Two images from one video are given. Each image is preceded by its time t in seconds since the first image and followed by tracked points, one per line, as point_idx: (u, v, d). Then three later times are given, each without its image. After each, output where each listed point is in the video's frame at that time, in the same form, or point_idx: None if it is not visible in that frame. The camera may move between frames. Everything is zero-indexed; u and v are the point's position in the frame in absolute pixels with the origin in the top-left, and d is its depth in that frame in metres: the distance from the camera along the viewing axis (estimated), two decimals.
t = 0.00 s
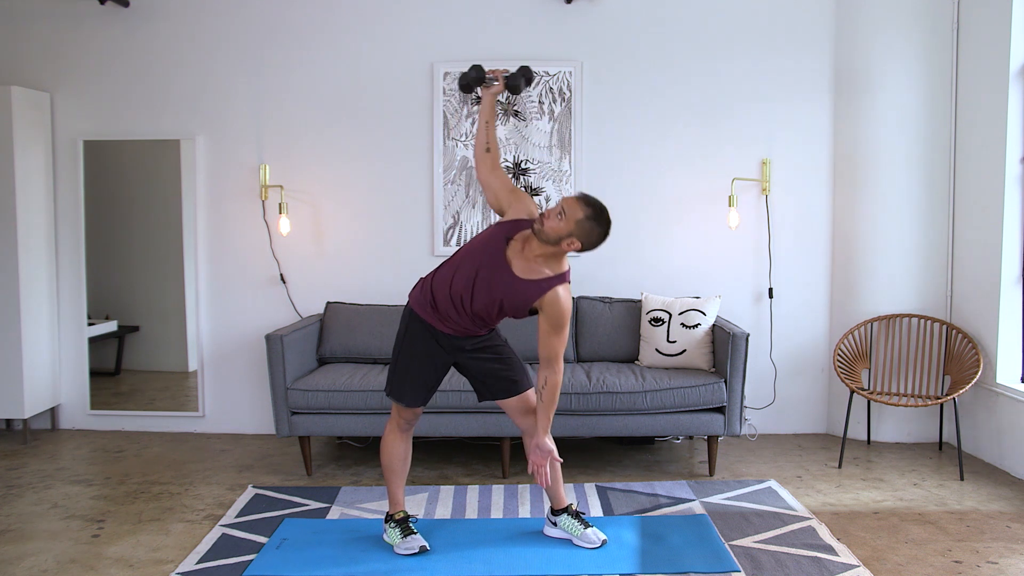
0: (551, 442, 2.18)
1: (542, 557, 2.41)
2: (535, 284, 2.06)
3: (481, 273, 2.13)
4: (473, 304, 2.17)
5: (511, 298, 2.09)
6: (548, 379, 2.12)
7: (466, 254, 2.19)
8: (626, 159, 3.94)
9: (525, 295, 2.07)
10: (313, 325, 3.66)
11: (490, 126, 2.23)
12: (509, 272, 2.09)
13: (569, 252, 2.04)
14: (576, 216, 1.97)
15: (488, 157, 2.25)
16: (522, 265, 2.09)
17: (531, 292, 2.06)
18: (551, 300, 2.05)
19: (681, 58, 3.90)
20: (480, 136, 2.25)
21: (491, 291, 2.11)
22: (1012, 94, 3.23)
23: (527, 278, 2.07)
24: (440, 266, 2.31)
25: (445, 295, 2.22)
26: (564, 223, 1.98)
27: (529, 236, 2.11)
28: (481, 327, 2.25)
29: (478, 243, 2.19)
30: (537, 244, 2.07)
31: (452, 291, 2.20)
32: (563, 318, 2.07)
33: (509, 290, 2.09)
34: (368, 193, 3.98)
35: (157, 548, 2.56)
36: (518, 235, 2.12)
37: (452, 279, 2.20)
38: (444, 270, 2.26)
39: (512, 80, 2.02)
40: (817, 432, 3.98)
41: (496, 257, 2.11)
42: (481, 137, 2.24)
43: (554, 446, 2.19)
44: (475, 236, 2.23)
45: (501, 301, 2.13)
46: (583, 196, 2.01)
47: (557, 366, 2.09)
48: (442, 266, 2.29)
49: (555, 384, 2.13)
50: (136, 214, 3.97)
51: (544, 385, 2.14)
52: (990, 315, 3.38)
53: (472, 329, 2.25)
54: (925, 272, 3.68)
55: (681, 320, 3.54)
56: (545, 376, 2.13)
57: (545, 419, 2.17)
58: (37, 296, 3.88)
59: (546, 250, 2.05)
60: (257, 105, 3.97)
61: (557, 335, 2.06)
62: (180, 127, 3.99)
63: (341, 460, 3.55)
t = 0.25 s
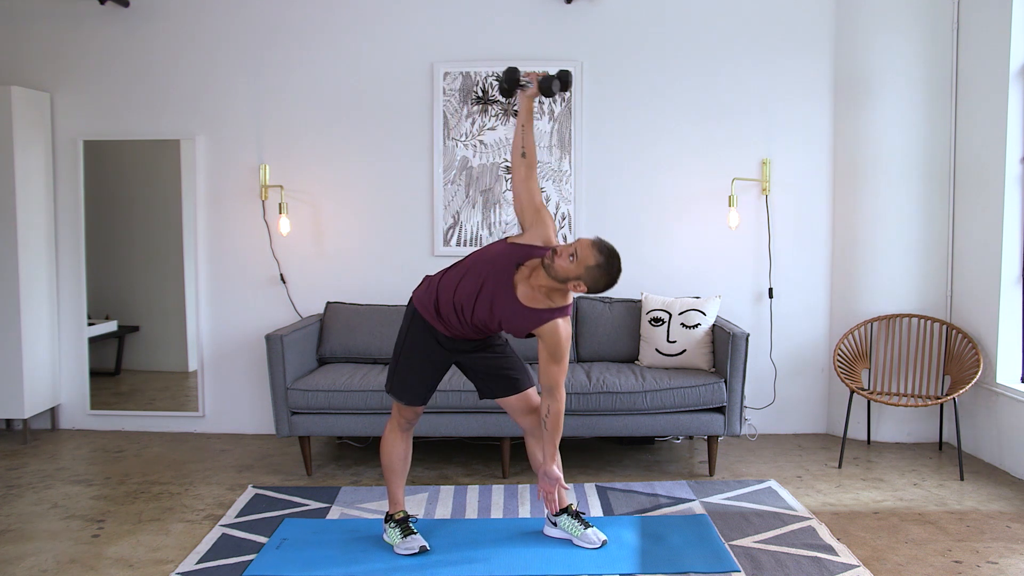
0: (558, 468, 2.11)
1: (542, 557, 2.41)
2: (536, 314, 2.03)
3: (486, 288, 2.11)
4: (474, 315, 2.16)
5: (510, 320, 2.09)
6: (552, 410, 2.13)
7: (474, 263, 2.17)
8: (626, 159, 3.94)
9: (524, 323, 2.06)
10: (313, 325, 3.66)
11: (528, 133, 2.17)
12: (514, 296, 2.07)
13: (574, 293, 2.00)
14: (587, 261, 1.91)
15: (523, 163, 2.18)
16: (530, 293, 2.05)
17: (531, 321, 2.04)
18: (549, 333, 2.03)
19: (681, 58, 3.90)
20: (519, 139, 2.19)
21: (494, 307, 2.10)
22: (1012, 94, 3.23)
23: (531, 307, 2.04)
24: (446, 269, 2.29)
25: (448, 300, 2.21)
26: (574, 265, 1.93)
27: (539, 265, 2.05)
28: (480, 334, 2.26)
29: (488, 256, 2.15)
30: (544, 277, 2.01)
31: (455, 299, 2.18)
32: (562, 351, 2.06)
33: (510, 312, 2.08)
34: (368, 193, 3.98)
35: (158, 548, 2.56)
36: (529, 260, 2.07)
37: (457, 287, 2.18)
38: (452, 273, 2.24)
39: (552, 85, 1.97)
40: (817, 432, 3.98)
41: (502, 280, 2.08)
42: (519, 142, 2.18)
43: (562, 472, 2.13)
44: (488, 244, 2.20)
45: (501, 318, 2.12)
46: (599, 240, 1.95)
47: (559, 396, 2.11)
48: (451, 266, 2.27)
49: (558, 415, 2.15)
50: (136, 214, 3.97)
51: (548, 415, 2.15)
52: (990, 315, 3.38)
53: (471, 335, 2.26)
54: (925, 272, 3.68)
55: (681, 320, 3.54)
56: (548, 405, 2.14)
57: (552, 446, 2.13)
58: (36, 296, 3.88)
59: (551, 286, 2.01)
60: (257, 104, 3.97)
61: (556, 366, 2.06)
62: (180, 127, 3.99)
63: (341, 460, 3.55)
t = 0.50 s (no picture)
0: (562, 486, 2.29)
1: (542, 557, 2.41)
2: (537, 334, 2.05)
3: (490, 302, 2.10)
4: (476, 325, 2.17)
5: (511, 336, 2.09)
6: (555, 428, 2.20)
7: (481, 271, 2.16)
8: (626, 159, 3.94)
9: (524, 342, 2.08)
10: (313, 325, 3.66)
11: (549, 146, 2.09)
12: (517, 314, 2.06)
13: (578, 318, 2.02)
14: (594, 294, 1.93)
15: (542, 178, 2.10)
16: (533, 313, 2.04)
17: (531, 341, 2.07)
18: (550, 355, 2.06)
19: (681, 58, 3.90)
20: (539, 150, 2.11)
21: (496, 321, 2.10)
22: (1012, 94, 3.23)
23: (532, 326, 2.05)
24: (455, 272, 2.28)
25: (452, 306, 2.21)
26: (581, 296, 1.94)
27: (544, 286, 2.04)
28: (482, 341, 2.27)
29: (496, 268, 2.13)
30: (548, 299, 2.02)
31: (459, 307, 2.18)
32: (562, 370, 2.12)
33: (512, 329, 2.08)
34: (368, 193, 3.98)
35: (158, 548, 2.56)
36: (536, 281, 2.05)
37: (462, 296, 2.17)
38: (459, 278, 2.23)
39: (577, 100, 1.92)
40: (817, 432, 3.98)
41: (507, 298, 2.07)
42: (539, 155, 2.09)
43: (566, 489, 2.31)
44: (499, 254, 2.18)
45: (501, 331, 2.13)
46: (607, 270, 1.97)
47: (560, 414, 2.18)
48: (460, 271, 2.26)
49: (561, 432, 2.22)
50: (136, 214, 3.97)
51: (550, 433, 2.22)
52: (990, 315, 3.38)
53: (472, 341, 2.27)
54: (925, 272, 3.68)
55: (681, 320, 3.54)
56: (550, 423, 2.22)
57: (555, 465, 2.22)
58: (36, 296, 3.88)
59: (555, 310, 2.02)
60: (257, 104, 3.97)
61: (556, 384, 2.14)
62: (181, 127, 3.99)
63: (341, 460, 3.55)
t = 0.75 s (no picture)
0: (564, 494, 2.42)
1: (542, 557, 2.41)
2: (538, 343, 2.07)
3: (494, 307, 2.09)
4: (478, 329, 2.17)
5: (513, 343, 2.10)
6: (555, 435, 2.28)
7: (486, 277, 2.15)
8: (626, 159, 3.94)
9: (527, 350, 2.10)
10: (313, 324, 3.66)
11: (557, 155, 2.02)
12: (520, 322, 2.06)
13: (579, 331, 2.04)
14: (600, 310, 1.95)
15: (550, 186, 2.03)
16: (535, 323, 2.04)
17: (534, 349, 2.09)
18: (554, 364, 2.13)
19: (681, 58, 3.90)
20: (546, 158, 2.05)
21: (498, 327, 2.10)
22: (1012, 94, 3.23)
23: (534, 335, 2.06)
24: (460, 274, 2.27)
25: (455, 309, 2.20)
26: (586, 311, 1.96)
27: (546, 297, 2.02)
28: (484, 344, 2.26)
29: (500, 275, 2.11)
30: (552, 311, 2.01)
31: (462, 311, 2.18)
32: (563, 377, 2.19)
33: (514, 336, 2.08)
34: (368, 193, 3.98)
35: (158, 548, 2.56)
36: (540, 292, 2.03)
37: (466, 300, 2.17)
38: (464, 281, 2.23)
39: (586, 106, 1.90)
40: (817, 432, 3.98)
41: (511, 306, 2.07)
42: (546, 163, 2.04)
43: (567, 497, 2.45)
44: (505, 260, 2.16)
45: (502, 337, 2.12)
46: (612, 285, 1.99)
47: (561, 423, 2.27)
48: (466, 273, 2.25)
49: (562, 440, 2.29)
50: (136, 214, 3.98)
51: (551, 440, 2.30)
52: (990, 315, 3.38)
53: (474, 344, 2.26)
54: (925, 272, 3.68)
55: (681, 320, 3.54)
56: (551, 431, 2.30)
57: (557, 473, 2.32)
58: (37, 296, 3.88)
59: (558, 322, 2.02)
60: (257, 104, 3.97)
61: (558, 392, 2.23)
62: (181, 127, 3.99)
63: (341, 460, 3.55)
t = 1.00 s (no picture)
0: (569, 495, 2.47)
1: (542, 557, 2.41)
2: (538, 346, 2.08)
3: (494, 310, 2.09)
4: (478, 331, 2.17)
5: (514, 346, 2.11)
6: (560, 439, 2.33)
7: (487, 279, 2.15)
8: (626, 159, 3.94)
9: (529, 353, 2.10)
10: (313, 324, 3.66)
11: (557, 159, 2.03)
12: (520, 325, 2.07)
13: (581, 336, 2.04)
14: (599, 317, 1.95)
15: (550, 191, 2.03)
16: (535, 326, 2.05)
17: (536, 353, 2.10)
18: (555, 368, 2.17)
19: (681, 58, 3.90)
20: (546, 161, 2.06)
21: (499, 330, 2.10)
22: (1012, 94, 3.23)
23: (534, 339, 2.07)
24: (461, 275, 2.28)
25: (456, 310, 2.20)
26: (586, 317, 1.96)
27: (546, 301, 2.02)
28: (484, 345, 2.26)
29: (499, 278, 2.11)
30: (552, 315, 2.01)
31: (463, 312, 2.18)
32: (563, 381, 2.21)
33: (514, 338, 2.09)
34: (368, 193, 3.98)
35: (158, 548, 2.56)
36: (540, 296, 2.03)
37: (467, 301, 2.17)
38: (466, 282, 2.23)
39: (583, 108, 1.92)
40: (817, 432, 3.98)
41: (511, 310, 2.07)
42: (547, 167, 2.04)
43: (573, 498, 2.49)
44: (507, 262, 2.16)
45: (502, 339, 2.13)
46: (613, 291, 1.98)
47: (565, 427, 2.31)
48: (468, 274, 2.25)
49: (566, 443, 2.34)
50: (136, 214, 3.98)
51: (555, 444, 2.35)
52: (990, 315, 3.38)
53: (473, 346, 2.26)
54: (925, 272, 3.68)
55: (681, 320, 3.54)
56: (555, 434, 2.34)
57: (562, 479, 2.40)
58: (37, 296, 3.88)
59: (558, 327, 2.02)
60: (257, 104, 3.97)
61: (561, 396, 2.25)
62: (181, 127, 3.99)
63: (341, 460, 3.55)
